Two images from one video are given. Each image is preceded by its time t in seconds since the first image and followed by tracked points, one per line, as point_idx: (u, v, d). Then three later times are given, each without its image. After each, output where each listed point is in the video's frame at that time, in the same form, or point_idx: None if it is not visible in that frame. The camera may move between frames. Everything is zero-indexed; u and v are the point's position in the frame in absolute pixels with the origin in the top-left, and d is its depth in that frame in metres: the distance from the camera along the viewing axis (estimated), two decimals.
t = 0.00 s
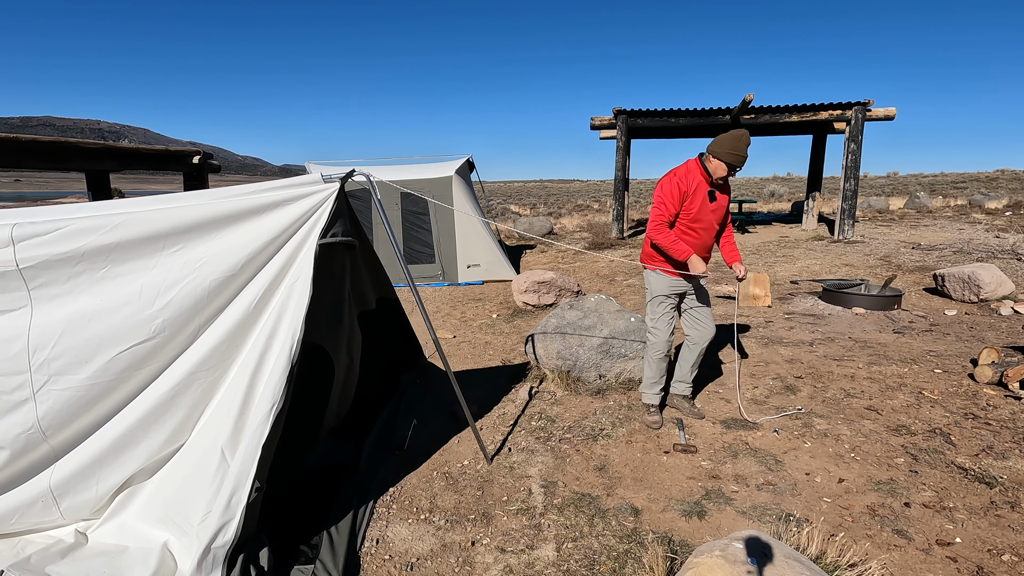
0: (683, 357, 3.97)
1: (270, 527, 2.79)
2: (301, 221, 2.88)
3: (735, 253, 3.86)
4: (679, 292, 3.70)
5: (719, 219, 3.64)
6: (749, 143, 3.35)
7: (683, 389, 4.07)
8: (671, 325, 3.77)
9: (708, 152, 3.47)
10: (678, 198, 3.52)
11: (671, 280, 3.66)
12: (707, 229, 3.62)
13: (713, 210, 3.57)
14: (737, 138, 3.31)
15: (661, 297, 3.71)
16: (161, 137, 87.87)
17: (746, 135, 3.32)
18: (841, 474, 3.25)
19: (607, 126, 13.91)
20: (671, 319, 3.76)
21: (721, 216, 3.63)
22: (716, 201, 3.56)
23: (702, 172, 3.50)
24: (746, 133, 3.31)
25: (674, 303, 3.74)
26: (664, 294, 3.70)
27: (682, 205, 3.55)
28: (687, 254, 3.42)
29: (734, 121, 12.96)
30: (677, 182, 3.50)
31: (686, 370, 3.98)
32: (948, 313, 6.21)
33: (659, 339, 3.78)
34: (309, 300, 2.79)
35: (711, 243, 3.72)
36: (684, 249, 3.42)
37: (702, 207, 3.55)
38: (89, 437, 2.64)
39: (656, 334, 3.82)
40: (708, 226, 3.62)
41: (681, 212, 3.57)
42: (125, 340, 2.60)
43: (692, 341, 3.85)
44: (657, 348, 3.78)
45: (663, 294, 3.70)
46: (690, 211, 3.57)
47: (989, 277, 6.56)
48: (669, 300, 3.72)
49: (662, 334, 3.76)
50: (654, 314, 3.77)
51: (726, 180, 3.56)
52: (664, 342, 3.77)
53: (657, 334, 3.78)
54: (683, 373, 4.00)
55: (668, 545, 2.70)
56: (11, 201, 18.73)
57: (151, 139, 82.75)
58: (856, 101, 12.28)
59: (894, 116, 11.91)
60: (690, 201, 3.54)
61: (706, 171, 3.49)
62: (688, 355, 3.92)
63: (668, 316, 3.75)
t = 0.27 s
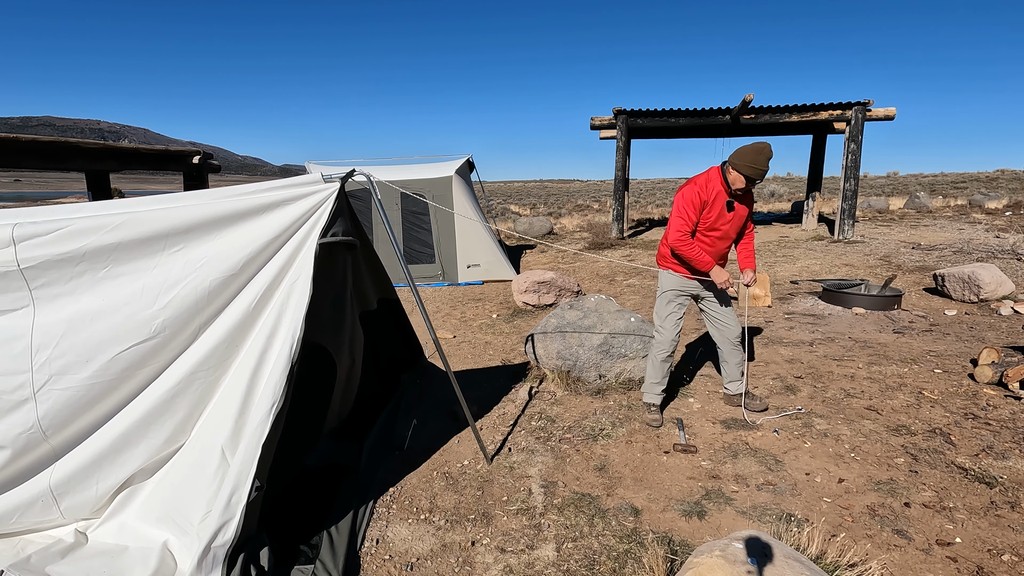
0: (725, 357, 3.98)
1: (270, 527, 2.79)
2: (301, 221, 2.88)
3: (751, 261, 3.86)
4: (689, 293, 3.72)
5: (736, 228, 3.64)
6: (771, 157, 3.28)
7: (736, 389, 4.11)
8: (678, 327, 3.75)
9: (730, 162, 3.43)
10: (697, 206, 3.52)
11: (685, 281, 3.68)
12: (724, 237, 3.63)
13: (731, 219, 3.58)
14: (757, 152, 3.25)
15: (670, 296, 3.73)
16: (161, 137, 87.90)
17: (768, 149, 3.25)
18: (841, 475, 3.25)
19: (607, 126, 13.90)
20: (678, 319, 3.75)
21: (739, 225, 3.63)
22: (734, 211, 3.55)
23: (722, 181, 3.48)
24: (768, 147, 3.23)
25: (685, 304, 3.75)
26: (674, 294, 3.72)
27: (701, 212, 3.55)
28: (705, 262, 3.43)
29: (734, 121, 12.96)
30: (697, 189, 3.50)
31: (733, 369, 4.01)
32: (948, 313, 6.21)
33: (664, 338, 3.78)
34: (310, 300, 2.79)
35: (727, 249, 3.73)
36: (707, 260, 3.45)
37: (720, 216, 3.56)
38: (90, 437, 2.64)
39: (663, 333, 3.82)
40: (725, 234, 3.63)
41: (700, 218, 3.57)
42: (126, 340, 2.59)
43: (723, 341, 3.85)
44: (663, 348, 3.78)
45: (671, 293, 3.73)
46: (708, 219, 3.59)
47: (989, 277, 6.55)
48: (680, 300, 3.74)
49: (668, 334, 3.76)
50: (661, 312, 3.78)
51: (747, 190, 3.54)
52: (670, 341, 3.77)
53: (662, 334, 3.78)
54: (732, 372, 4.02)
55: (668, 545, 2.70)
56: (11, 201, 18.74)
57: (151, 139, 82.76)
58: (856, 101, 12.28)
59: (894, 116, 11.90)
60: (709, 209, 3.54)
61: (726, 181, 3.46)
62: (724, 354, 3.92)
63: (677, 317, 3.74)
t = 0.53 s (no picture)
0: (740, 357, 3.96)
1: (271, 527, 2.79)
2: (301, 221, 2.88)
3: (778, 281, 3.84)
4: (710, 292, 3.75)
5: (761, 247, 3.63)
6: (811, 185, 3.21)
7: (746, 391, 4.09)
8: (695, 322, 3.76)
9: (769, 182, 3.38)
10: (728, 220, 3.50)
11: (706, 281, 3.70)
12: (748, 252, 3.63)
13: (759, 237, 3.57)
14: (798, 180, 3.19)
15: (694, 292, 3.72)
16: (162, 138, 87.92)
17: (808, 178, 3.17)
18: (841, 474, 3.25)
19: (607, 126, 13.91)
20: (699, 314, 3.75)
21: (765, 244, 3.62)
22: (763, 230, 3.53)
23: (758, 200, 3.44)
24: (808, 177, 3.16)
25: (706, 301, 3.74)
26: (698, 290, 3.71)
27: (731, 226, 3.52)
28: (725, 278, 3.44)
29: (734, 121, 12.96)
30: (732, 204, 3.47)
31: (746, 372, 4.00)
32: (948, 313, 6.21)
33: (682, 333, 3.77)
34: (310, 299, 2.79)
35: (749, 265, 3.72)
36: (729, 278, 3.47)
37: (749, 233, 3.54)
38: (89, 437, 2.64)
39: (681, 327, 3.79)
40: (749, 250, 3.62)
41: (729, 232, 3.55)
42: (125, 340, 2.59)
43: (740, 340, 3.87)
44: (678, 341, 3.78)
45: (696, 290, 3.72)
46: (735, 234, 3.57)
47: (989, 277, 6.55)
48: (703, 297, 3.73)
49: (686, 329, 3.76)
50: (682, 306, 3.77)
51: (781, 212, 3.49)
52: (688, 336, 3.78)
53: (680, 329, 3.77)
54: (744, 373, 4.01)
55: (668, 545, 2.70)
56: (11, 201, 18.76)
57: (151, 139, 82.80)
58: (856, 101, 12.28)
59: (894, 116, 11.91)
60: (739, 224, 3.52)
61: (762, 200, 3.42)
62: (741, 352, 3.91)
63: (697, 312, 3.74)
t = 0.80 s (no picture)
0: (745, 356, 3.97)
1: (271, 527, 2.79)
2: (301, 221, 2.88)
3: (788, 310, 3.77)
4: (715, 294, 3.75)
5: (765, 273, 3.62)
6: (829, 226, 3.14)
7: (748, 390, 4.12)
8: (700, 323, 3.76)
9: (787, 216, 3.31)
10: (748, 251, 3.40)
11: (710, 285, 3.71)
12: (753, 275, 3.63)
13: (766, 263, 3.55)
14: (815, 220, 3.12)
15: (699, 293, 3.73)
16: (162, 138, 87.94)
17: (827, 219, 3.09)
18: (841, 474, 3.25)
19: (607, 126, 13.90)
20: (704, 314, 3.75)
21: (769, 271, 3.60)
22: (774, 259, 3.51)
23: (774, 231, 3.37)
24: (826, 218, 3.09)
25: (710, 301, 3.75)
26: (702, 291, 3.73)
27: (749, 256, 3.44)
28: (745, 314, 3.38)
29: (734, 121, 12.95)
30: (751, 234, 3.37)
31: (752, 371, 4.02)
32: (948, 313, 6.21)
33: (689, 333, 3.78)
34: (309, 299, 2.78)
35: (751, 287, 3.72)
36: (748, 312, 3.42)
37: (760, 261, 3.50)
38: (89, 438, 2.64)
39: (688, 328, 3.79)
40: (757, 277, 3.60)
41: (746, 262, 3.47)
42: (124, 340, 2.60)
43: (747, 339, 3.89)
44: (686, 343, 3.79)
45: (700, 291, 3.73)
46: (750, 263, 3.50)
47: (989, 277, 6.55)
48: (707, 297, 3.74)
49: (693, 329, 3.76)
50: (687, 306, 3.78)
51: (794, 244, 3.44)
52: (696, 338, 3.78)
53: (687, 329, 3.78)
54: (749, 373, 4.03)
55: (668, 546, 2.70)
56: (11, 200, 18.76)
57: (151, 139, 82.85)
58: (856, 101, 12.28)
59: (894, 115, 11.90)
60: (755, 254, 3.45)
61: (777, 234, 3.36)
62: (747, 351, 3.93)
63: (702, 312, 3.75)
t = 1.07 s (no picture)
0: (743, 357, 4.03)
1: (271, 527, 2.79)
2: (300, 221, 2.88)
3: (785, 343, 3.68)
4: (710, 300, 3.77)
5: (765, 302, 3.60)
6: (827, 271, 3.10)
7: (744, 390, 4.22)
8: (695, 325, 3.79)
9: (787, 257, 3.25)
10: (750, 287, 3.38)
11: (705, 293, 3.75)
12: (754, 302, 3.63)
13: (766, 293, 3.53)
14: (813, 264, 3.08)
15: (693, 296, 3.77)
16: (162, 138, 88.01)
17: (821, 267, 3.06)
18: (841, 474, 3.25)
19: (607, 126, 13.90)
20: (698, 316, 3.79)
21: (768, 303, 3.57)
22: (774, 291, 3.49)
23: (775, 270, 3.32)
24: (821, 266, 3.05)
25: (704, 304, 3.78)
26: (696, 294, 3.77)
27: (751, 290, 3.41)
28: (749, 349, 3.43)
29: (734, 121, 12.95)
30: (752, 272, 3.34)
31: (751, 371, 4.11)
32: (948, 313, 6.21)
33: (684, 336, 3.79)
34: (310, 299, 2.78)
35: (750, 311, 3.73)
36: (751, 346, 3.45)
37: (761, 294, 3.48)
38: (89, 438, 2.64)
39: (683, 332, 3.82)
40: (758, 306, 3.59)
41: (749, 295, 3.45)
42: (124, 339, 2.60)
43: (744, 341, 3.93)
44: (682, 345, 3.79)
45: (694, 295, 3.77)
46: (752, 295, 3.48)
47: (989, 277, 6.55)
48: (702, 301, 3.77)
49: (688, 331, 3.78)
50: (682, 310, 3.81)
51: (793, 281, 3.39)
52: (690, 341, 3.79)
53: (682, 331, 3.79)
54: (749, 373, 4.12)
55: (669, 546, 2.70)
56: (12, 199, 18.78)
57: (151, 139, 82.90)
58: (856, 101, 12.28)
59: (893, 115, 11.91)
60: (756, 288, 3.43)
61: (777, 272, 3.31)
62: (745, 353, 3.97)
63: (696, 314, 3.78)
